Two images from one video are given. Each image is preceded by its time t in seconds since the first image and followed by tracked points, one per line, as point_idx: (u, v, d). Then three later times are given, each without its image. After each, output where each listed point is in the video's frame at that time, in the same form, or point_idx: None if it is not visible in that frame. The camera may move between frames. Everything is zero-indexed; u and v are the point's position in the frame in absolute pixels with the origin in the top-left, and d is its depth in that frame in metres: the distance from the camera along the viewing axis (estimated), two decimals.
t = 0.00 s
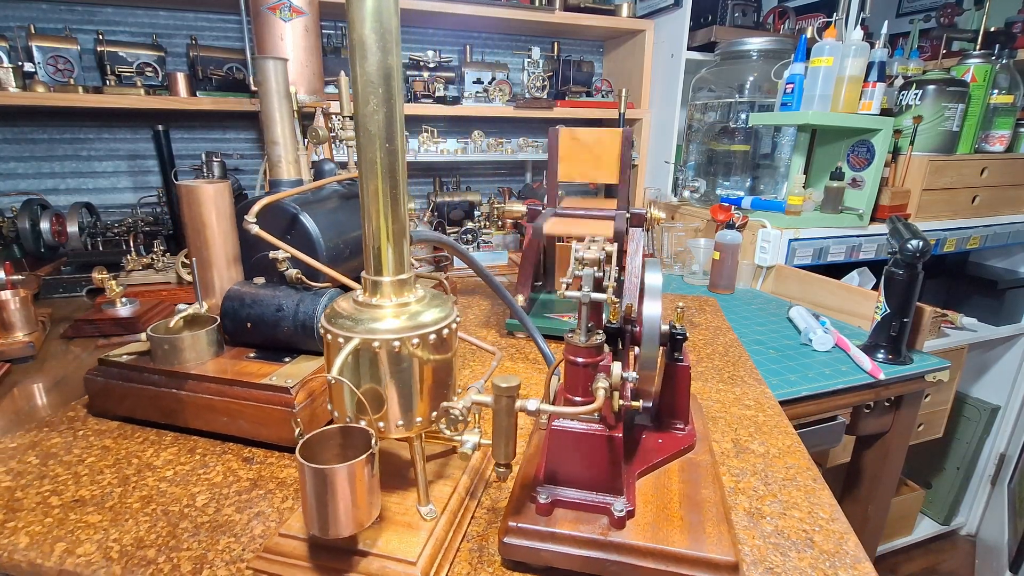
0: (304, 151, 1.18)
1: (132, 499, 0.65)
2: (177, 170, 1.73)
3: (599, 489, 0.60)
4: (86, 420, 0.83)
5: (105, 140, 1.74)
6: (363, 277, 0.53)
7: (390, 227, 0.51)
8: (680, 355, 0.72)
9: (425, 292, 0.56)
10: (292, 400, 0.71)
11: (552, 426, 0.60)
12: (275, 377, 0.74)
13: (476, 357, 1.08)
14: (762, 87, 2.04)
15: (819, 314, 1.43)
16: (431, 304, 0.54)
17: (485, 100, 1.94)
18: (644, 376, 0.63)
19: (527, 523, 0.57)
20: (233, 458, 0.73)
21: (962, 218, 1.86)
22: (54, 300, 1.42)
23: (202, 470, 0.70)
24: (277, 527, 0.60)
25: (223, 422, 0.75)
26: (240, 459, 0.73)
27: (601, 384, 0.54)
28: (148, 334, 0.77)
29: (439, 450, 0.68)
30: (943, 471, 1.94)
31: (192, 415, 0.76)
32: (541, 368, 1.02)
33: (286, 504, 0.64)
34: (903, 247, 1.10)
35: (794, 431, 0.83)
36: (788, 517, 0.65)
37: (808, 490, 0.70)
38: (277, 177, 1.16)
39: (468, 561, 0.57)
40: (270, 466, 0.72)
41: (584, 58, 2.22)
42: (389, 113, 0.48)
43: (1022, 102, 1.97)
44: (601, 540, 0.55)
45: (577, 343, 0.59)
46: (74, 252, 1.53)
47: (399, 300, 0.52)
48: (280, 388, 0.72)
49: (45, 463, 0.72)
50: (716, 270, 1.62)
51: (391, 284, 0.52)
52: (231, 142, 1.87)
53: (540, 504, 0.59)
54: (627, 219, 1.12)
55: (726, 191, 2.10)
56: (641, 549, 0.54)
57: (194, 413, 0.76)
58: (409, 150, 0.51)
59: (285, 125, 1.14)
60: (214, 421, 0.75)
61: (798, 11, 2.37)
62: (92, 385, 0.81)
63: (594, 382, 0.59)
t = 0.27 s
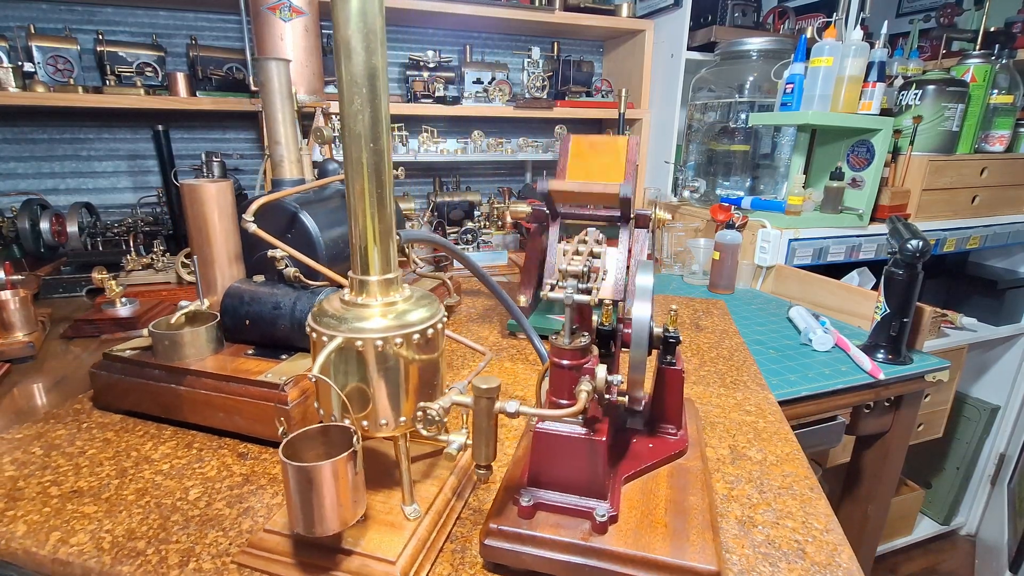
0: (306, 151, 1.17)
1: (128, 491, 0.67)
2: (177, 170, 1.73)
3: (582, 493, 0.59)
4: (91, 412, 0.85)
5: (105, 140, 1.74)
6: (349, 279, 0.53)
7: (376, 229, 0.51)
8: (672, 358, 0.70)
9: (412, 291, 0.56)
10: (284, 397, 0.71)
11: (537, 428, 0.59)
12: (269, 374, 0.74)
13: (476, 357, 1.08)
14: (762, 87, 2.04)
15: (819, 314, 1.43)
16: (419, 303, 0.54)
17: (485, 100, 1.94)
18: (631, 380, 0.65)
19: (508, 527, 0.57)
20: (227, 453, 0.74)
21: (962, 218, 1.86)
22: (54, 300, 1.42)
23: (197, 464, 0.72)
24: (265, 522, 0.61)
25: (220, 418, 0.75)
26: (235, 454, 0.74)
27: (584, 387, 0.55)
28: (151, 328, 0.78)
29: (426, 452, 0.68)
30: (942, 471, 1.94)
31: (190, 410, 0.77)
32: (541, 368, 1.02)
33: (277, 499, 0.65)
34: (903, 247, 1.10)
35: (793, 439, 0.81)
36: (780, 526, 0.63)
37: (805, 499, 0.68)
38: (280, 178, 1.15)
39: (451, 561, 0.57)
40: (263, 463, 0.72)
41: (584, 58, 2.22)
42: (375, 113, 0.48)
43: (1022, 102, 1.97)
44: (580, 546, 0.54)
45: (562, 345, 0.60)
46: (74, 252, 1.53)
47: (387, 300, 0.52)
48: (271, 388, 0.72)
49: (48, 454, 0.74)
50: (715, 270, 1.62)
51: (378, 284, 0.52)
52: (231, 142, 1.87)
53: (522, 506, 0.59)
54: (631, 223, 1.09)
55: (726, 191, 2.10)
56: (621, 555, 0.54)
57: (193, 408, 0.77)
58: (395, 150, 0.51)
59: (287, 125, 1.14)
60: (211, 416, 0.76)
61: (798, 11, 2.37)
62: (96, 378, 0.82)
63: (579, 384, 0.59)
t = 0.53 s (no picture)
0: (310, 151, 1.17)
1: (124, 483, 0.68)
2: (177, 170, 1.73)
3: (561, 497, 0.59)
4: (97, 404, 0.87)
5: (105, 140, 1.74)
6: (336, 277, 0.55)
7: (361, 227, 0.53)
8: (663, 362, 0.70)
9: (398, 290, 0.58)
10: (278, 394, 0.72)
11: (518, 430, 0.59)
12: (264, 369, 0.75)
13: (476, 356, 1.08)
14: (762, 87, 2.04)
15: (818, 313, 1.43)
16: (405, 302, 0.56)
17: (485, 100, 1.94)
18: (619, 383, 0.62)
19: (485, 530, 0.57)
20: (222, 448, 0.76)
21: (962, 218, 1.86)
22: (53, 300, 1.42)
23: (192, 457, 0.73)
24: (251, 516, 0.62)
25: (217, 413, 0.77)
26: (230, 449, 0.75)
27: (563, 390, 0.54)
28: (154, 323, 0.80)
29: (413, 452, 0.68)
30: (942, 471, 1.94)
31: (188, 404, 0.79)
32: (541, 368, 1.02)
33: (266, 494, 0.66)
34: (903, 247, 1.10)
35: (793, 448, 0.79)
36: (771, 537, 0.62)
37: (798, 510, 0.66)
38: (283, 177, 1.15)
39: (431, 562, 0.58)
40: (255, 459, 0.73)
41: (584, 58, 2.22)
42: (358, 113, 0.50)
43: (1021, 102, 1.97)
44: (557, 551, 0.54)
45: (543, 347, 0.57)
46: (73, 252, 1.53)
47: (372, 298, 0.54)
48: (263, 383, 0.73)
49: (53, 444, 0.76)
50: (715, 270, 1.62)
51: (364, 282, 0.54)
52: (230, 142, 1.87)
53: (501, 509, 0.58)
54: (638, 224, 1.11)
55: (726, 191, 2.10)
56: (597, 562, 0.53)
57: (191, 402, 0.78)
58: (378, 150, 0.53)
59: (290, 125, 1.14)
60: (208, 411, 0.77)
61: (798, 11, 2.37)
62: (101, 371, 0.85)
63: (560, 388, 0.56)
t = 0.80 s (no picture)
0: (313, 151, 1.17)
1: (122, 473, 0.70)
2: (177, 170, 1.73)
3: (541, 500, 0.57)
4: (103, 396, 0.89)
5: (105, 140, 1.74)
6: (322, 274, 0.57)
7: (345, 225, 0.54)
8: (655, 367, 0.69)
9: (383, 287, 0.60)
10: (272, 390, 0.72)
11: (498, 431, 0.58)
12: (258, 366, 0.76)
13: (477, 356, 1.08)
14: (762, 87, 2.04)
15: (818, 313, 1.43)
16: (390, 300, 0.58)
17: (485, 100, 1.94)
18: (604, 385, 0.61)
19: (463, 531, 0.56)
20: (218, 442, 0.76)
21: (962, 218, 1.86)
22: (53, 300, 1.42)
23: (189, 451, 0.74)
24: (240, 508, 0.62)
25: (214, 408, 0.78)
26: (226, 443, 0.76)
27: (542, 392, 0.53)
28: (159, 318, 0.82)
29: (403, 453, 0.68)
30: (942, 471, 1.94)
31: (188, 398, 0.80)
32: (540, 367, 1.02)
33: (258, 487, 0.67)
34: (903, 247, 1.10)
35: (792, 456, 0.76)
36: (760, 548, 0.59)
37: (791, 521, 0.63)
38: (286, 177, 1.15)
39: (410, 561, 0.57)
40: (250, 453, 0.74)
41: (584, 58, 2.22)
42: (342, 113, 0.52)
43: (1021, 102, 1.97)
44: (532, 555, 0.53)
45: (523, 349, 0.59)
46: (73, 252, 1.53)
47: (358, 296, 0.56)
48: (254, 377, 0.73)
49: (58, 435, 0.78)
50: (715, 270, 1.62)
51: (349, 281, 0.56)
52: (230, 142, 1.87)
53: (480, 511, 0.57)
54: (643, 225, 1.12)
55: (726, 191, 2.10)
56: (572, 569, 0.52)
57: (190, 396, 0.79)
58: (363, 149, 0.55)
59: (293, 125, 1.14)
60: (206, 405, 0.78)
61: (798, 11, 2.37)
62: (107, 364, 0.87)
63: (538, 388, 0.58)
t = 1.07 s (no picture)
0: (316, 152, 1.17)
1: (119, 467, 0.71)
2: (177, 170, 1.73)
3: (524, 503, 0.57)
4: (107, 390, 0.91)
5: (104, 140, 1.74)
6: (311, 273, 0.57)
7: (334, 225, 0.55)
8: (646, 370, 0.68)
9: (373, 287, 0.61)
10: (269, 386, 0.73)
11: (483, 432, 0.58)
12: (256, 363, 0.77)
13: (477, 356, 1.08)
14: (762, 87, 2.04)
15: (818, 313, 1.43)
16: (380, 299, 0.59)
17: (485, 100, 1.94)
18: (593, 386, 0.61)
19: (445, 532, 0.55)
20: (214, 438, 0.77)
21: (962, 218, 1.86)
22: (53, 300, 1.42)
23: (185, 446, 0.75)
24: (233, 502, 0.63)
25: (212, 404, 0.78)
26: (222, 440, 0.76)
27: (525, 394, 0.53)
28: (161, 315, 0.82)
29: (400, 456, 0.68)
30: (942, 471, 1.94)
31: (187, 394, 0.81)
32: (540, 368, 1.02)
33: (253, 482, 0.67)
34: (903, 247, 1.10)
35: (790, 463, 0.75)
36: (749, 556, 0.58)
37: (784, 530, 0.62)
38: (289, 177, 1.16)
39: (394, 561, 0.57)
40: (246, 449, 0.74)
41: (584, 58, 2.22)
42: (330, 113, 0.53)
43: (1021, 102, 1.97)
44: (513, 557, 0.53)
45: (507, 351, 0.57)
46: (73, 252, 1.53)
47: (347, 295, 0.56)
48: (247, 374, 0.74)
49: (62, 427, 0.80)
50: (715, 270, 1.61)
51: (339, 280, 0.56)
52: (230, 143, 1.87)
53: (463, 512, 0.57)
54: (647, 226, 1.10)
55: (726, 191, 2.10)
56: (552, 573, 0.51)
57: (190, 392, 0.80)
58: (351, 148, 0.55)
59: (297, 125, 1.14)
60: (205, 401, 0.79)
61: (797, 11, 2.37)
62: (112, 358, 0.88)
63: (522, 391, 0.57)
